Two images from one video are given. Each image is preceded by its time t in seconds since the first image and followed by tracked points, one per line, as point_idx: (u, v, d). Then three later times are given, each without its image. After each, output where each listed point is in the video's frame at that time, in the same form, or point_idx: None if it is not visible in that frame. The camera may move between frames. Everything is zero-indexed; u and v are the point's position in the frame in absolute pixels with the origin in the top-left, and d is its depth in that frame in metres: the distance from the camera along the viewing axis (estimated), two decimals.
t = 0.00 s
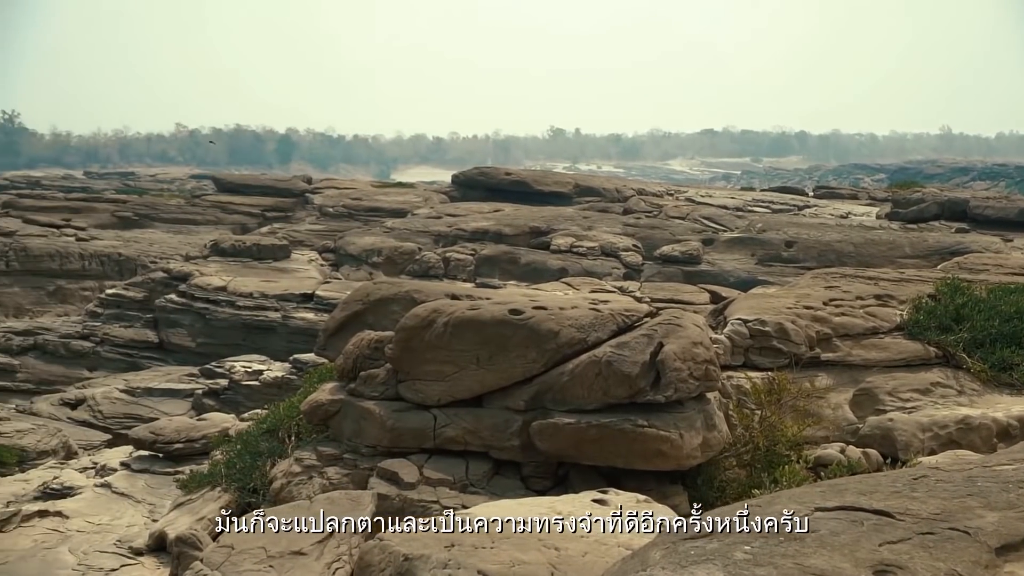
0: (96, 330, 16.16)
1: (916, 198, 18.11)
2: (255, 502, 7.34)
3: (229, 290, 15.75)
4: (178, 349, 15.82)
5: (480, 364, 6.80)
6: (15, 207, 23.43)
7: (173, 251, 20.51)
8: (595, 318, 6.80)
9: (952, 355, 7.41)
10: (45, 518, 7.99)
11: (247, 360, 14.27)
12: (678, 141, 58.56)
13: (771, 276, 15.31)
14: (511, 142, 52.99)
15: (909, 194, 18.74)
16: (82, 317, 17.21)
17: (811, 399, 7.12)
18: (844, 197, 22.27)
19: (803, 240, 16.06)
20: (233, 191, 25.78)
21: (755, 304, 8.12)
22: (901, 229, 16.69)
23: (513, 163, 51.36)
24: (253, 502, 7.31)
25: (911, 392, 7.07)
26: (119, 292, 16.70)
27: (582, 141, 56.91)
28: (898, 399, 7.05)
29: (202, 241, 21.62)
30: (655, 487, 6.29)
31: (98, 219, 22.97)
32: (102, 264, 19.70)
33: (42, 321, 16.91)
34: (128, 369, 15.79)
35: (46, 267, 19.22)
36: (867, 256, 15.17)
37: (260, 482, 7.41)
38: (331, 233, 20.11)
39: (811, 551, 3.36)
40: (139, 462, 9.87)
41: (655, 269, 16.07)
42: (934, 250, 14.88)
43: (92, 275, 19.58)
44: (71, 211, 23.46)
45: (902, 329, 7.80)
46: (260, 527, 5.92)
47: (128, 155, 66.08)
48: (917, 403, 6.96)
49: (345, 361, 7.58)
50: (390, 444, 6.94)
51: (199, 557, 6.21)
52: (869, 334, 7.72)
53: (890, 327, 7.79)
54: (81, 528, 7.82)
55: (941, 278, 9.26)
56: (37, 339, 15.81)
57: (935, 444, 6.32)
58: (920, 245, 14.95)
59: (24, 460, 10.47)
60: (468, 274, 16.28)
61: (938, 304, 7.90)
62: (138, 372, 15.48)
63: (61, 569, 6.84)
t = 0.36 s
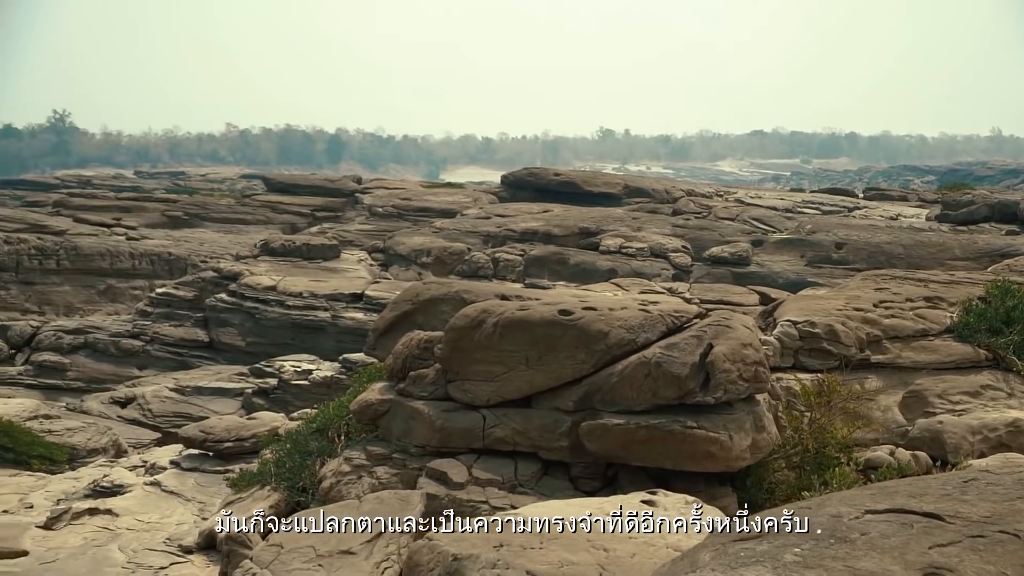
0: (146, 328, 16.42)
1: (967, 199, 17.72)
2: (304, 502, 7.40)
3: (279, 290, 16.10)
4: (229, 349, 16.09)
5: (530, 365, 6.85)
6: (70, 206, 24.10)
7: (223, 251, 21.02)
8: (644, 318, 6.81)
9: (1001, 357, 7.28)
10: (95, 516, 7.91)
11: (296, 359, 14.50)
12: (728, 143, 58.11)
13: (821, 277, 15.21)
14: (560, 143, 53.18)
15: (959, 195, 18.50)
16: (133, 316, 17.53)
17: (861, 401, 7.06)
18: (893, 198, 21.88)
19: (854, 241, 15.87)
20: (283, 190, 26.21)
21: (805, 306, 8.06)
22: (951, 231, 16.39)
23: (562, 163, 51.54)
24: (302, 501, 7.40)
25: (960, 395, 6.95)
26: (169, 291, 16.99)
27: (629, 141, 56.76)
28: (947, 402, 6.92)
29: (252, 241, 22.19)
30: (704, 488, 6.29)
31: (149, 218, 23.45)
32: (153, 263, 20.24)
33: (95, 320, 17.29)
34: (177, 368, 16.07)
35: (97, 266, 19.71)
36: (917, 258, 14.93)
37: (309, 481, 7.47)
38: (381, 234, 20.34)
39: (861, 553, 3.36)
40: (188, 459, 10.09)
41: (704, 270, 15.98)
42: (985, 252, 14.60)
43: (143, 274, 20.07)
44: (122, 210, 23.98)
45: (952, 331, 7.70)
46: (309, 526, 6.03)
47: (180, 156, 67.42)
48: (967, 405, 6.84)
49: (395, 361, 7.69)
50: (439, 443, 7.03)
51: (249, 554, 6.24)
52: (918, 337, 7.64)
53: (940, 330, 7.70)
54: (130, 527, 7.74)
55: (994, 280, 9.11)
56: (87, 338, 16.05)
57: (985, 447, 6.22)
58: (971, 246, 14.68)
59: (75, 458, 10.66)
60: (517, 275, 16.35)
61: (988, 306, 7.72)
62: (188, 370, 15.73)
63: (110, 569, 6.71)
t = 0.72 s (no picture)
0: (193, 327, 16.74)
1: (1014, 199, 17.17)
2: (351, 501, 7.48)
3: (326, 289, 16.38)
4: (275, 348, 16.33)
5: (577, 365, 6.89)
6: (120, 205, 24.77)
7: (270, 251, 21.37)
8: (691, 319, 6.81)
9: None
10: (143, 514, 8.12)
11: (343, 359, 14.71)
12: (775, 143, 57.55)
13: (867, 278, 15.16)
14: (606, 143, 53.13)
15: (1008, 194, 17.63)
16: (180, 316, 17.90)
17: (908, 403, 7.00)
18: (940, 198, 21.44)
19: (901, 243, 15.72)
20: (330, 190, 26.55)
21: (853, 307, 7.99)
22: (999, 233, 16.14)
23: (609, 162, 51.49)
24: (348, 500, 7.45)
25: (1009, 397, 6.92)
26: (216, 291, 17.31)
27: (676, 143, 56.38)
28: (996, 404, 6.88)
29: (298, 241, 22.57)
30: (750, 490, 6.28)
31: (197, 218, 23.92)
32: (200, 262, 20.65)
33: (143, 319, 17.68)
34: (224, 367, 16.37)
35: (144, 265, 20.19)
36: (964, 259, 14.78)
37: (356, 481, 7.55)
38: (427, 234, 20.52)
39: (909, 556, 3.35)
40: (235, 459, 10.27)
41: (751, 271, 15.86)
42: None
43: (190, 273, 20.50)
44: (169, 209, 24.50)
45: (1000, 333, 7.70)
46: (358, 525, 6.14)
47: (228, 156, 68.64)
48: (1016, 407, 6.79)
49: (442, 361, 7.78)
50: (486, 444, 7.10)
51: (294, 553, 6.36)
52: (966, 338, 7.66)
53: (988, 331, 7.71)
54: (177, 525, 7.92)
55: None
56: (135, 337, 16.45)
57: None
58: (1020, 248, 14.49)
59: (121, 456, 10.95)
60: (563, 276, 16.39)
61: None
62: (235, 370, 16.00)
63: (158, 566, 6.91)
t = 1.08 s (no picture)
0: (238, 326, 17.03)
1: None
2: (395, 500, 7.58)
3: (371, 289, 16.62)
4: (319, 347, 16.56)
5: (621, 366, 6.92)
6: (165, 203, 25.36)
7: (315, 251, 21.70)
8: (736, 320, 6.81)
9: None
10: (187, 513, 8.28)
11: (388, 358, 14.90)
12: (821, 144, 56.94)
13: (913, 280, 15.07)
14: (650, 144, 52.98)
15: None
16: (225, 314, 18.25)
17: (954, 405, 6.94)
18: (987, 200, 21.07)
19: (946, 244, 15.73)
20: (375, 190, 26.83)
21: (898, 308, 7.91)
22: None
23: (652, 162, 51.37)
24: (393, 499, 7.56)
25: None
26: (261, 289, 17.62)
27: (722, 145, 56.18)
28: None
29: (343, 240, 22.90)
30: (795, 491, 6.26)
31: (243, 218, 24.34)
32: (246, 261, 21.03)
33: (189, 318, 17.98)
34: (269, 365, 16.53)
35: (189, 264, 20.63)
36: (1011, 262, 15.18)
37: (401, 480, 7.66)
38: (472, 234, 20.65)
39: (957, 558, 3.36)
40: (280, 457, 10.46)
41: (796, 272, 15.72)
42: None
43: (236, 272, 20.89)
44: (215, 209, 24.99)
45: None
46: (403, 524, 6.24)
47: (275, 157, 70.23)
48: None
49: (487, 360, 7.86)
50: (531, 444, 7.17)
51: (339, 553, 6.46)
52: (1013, 340, 7.60)
53: None
54: (222, 523, 8.09)
55: None
56: (181, 336, 16.70)
57: None
58: None
59: (167, 455, 11.21)
60: (608, 276, 16.37)
61: None
62: (280, 368, 16.24)
63: (203, 564, 7.07)
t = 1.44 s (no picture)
0: (279, 326, 17.28)
1: None
2: (434, 500, 7.66)
3: (411, 289, 16.79)
4: (360, 347, 16.73)
5: (662, 367, 6.94)
6: (206, 203, 25.81)
7: (355, 251, 21.98)
8: (777, 322, 6.80)
9: None
10: (228, 511, 8.48)
11: (428, 358, 15.05)
12: (862, 146, 56.39)
13: (953, 281, 14.96)
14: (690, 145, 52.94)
15: None
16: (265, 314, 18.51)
17: (995, 408, 6.89)
18: None
19: (987, 246, 15.79)
20: (415, 190, 27.04)
21: (940, 310, 7.85)
22: None
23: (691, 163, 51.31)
24: (433, 499, 7.65)
25: None
26: (302, 290, 17.86)
27: (763, 148, 56.09)
28: None
29: (383, 240, 23.16)
30: (836, 493, 6.26)
31: (284, 218, 24.68)
32: (286, 261, 21.37)
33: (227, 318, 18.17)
34: (309, 365, 16.77)
35: (230, 263, 21.00)
36: None
37: (440, 480, 7.76)
38: (512, 234, 20.74)
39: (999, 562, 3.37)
40: (320, 456, 10.62)
41: (836, 274, 15.61)
42: None
43: (276, 272, 21.21)
44: (256, 208, 25.37)
45: None
46: (444, 524, 6.32)
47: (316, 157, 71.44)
48: None
49: (527, 361, 7.92)
50: (570, 444, 7.21)
51: (379, 553, 6.54)
52: None
53: None
54: (262, 523, 8.23)
55: None
56: (221, 335, 16.97)
57: None
58: None
59: (207, 453, 11.50)
60: (648, 277, 16.32)
61: None
62: (321, 368, 16.44)
63: (243, 564, 7.12)
